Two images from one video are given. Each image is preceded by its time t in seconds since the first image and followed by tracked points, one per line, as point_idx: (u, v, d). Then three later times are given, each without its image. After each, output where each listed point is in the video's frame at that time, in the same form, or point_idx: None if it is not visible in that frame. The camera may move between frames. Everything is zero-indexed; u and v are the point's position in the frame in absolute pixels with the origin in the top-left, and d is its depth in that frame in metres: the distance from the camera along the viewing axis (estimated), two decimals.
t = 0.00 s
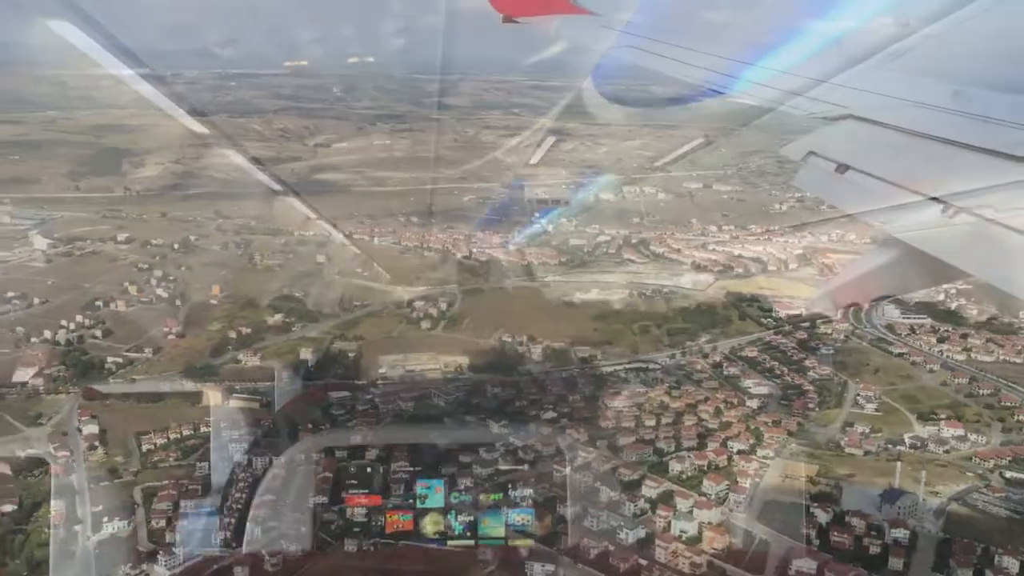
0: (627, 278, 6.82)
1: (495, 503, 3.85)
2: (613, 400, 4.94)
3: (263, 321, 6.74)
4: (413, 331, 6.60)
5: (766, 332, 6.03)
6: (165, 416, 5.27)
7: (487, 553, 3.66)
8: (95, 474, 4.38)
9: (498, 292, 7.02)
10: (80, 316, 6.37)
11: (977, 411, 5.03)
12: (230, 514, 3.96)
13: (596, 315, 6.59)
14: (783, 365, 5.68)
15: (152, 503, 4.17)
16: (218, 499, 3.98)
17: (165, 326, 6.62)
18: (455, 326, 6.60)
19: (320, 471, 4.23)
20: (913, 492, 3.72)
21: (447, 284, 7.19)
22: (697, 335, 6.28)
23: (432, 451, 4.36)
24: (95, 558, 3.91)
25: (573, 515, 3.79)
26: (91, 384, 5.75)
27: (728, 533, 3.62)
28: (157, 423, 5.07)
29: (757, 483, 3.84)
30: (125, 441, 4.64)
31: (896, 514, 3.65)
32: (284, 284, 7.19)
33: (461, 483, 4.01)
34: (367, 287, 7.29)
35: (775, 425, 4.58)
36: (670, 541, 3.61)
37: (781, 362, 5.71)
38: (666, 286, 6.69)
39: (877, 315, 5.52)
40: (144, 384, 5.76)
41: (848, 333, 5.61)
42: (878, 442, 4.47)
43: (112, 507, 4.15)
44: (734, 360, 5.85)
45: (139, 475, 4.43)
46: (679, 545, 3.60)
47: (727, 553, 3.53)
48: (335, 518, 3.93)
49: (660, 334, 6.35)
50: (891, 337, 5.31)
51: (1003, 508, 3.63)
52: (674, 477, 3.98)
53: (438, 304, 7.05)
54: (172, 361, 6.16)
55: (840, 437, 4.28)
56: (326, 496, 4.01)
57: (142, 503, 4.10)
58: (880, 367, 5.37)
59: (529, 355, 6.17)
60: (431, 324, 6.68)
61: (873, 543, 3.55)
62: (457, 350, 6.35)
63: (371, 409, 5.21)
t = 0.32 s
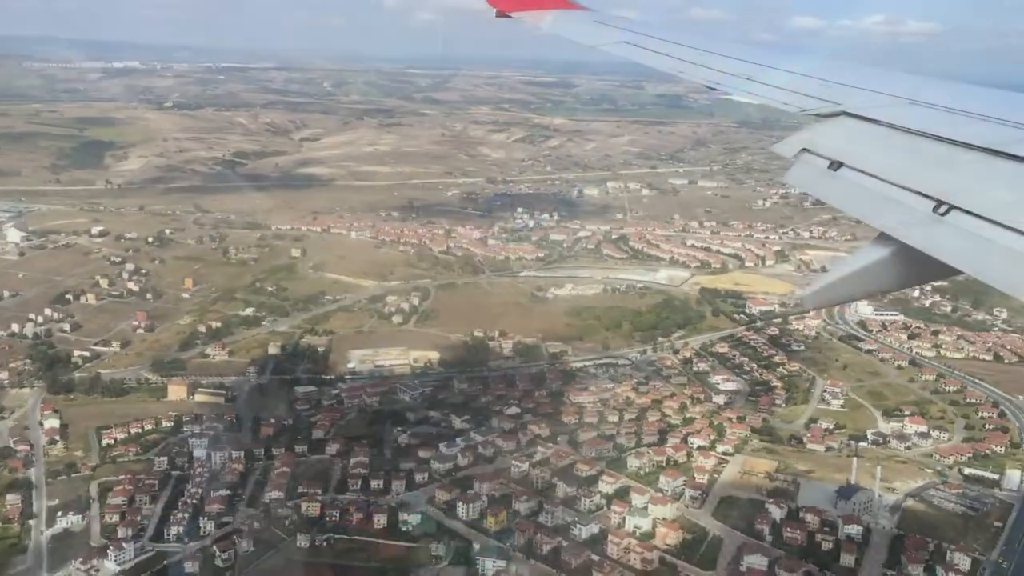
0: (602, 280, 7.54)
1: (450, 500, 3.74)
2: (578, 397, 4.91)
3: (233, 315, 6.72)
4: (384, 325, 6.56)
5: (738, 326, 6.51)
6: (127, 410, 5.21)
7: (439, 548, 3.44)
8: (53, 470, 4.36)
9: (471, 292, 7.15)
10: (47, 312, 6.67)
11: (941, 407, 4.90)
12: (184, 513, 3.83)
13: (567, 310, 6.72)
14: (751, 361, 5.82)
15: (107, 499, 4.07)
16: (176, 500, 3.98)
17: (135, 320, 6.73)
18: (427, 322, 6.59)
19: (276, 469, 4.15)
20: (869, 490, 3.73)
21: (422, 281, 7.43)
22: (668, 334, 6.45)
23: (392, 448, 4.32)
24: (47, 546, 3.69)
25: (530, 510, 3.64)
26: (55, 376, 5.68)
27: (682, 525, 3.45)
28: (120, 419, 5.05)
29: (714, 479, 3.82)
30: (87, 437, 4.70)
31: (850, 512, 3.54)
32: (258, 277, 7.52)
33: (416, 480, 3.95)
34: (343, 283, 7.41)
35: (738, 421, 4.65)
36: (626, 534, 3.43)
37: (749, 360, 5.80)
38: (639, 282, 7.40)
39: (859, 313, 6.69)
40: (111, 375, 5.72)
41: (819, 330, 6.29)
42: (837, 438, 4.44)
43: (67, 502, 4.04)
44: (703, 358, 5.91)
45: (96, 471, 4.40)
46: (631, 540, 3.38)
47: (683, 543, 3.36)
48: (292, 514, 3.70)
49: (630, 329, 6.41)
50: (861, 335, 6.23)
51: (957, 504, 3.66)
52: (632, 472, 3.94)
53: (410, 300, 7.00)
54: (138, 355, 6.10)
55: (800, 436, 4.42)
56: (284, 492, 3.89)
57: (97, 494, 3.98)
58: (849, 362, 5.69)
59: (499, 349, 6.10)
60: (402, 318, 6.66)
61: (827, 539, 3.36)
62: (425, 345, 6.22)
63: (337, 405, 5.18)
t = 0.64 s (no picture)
0: (581, 277, 7.53)
1: (413, 498, 3.71)
2: (549, 393, 4.89)
3: (209, 314, 6.69)
4: (360, 323, 6.51)
5: (714, 324, 6.50)
6: (96, 409, 5.16)
7: (400, 547, 3.42)
8: (15, 470, 4.30)
9: (450, 291, 7.11)
10: (20, 312, 6.63)
11: (913, 404, 4.89)
12: (145, 512, 3.78)
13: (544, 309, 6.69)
14: (727, 359, 5.80)
15: (69, 498, 3.98)
16: (138, 500, 3.94)
17: (109, 318, 6.68)
18: (403, 320, 6.56)
19: (239, 468, 4.13)
20: (832, 486, 3.72)
21: (400, 278, 7.39)
22: (645, 331, 6.43)
23: (359, 447, 4.29)
24: (6, 547, 3.60)
25: (493, 508, 3.62)
26: (24, 376, 5.64)
27: (645, 523, 3.42)
28: (88, 419, 4.99)
29: (678, 476, 3.80)
30: (54, 438, 4.66)
31: (813, 510, 3.52)
32: (237, 276, 7.50)
33: (381, 478, 3.92)
34: (320, 281, 7.36)
35: (708, 418, 4.63)
36: (586, 531, 3.40)
37: (724, 358, 5.79)
38: (618, 281, 7.39)
39: (836, 311, 6.74)
40: (82, 374, 5.67)
41: (796, 326, 6.34)
42: (807, 435, 4.42)
43: (29, 502, 3.98)
44: (678, 356, 5.89)
45: (61, 470, 4.34)
46: (591, 537, 3.35)
47: (643, 540, 3.33)
48: (251, 512, 3.68)
49: (607, 327, 6.40)
50: (837, 332, 6.21)
51: (921, 500, 3.66)
52: (599, 468, 3.90)
53: (387, 298, 6.95)
54: (111, 354, 6.05)
55: (770, 433, 4.38)
56: (244, 491, 3.87)
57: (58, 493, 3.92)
58: (823, 358, 5.68)
59: (476, 347, 6.06)
60: (378, 317, 6.60)
61: (788, 536, 3.34)
62: (400, 343, 6.17)
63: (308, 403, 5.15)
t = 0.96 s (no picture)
0: (559, 273, 7.51)
1: (374, 495, 3.69)
2: (519, 390, 4.87)
3: (184, 310, 6.65)
4: (336, 320, 6.47)
5: (691, 320, 6.48)
6: (64, 405, 5.11)
7: (357, 545, 3.39)
8: None
9: (429, 287, 7.09)
10: None
11: (884, 400, 4.88)
12: (104, 509, 3.75)
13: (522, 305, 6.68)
14: (702, 355, 5.77)
15: (29, 495, 3.93)
16: (98, 497, 3.91)
17: (83, 314, 6.64)
18: (380, 316, 6.53)
19: (202, 465, 4.10)
20: (794, 482, 3.70)
21: (378, 275, 7.36)
22: (621, 327, 6.40)
23: (324, 443, 4.27)
24: None
25: (454, 505, 3.59)
26: None
27: (604, 520, 3.41)
28: (55, 415, 4.95)
29: (640, 472, 3.78)
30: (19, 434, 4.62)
31: (773, 506, 3.50)
32: (214, 272, 7.46)
33: (343, 475, 3.90)
34: (298, 277, 7.32)
35: (678, 415, 4.61)
36: (545, 528, 3.38)
37: (698, 354, 5.78)
38: (596, 277, 7.38)
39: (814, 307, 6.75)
40: (53, 370, 5.63)
41: (772, 321, 6.34)
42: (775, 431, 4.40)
43: None
44: (653, 352, 5.88)
45: (24, 466, 4.30)
46: (549, 534, 3.33)
47: (600, 537, 3.31)
48: (210, 509, 3.65)
49: (582, 323, 6.38)
50: (813, 328, 6.20)
51: (883, 497, 3.64)
52: (562, 464, 3.88)
53: (364, 294, 6.92)
54: (83, 350, 6.01)
55: (739, 430, 4.37)
56: (205, 488, 3.84)
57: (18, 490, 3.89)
58: (798, 354, 5.66)
59: (451, 344, 6.03)
60: (355, 313, 6.57)
61: (746, 532, 3.33)
62: (376, 339, 6.13)
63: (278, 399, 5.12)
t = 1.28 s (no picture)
0: (541, 270, 7.50)
1: (339, 491, 3.67)
2: (493, 386, 4.86)
3: (164, 305, 6.63)
4: (316, 315, 6.45)
5: (671, 317, 6.47)
6: (38, 399, 5.09)
7: (319, 540, 3.36)
8: None
9: (410, 283, 7.07)
10: None
11: (858, 397, 4.87)
12: (69, 503, 3.73)
13: (502, 301, 6.66)
14: (680, 352, 5.75)
15: None
16: (64, 492, 3.87)
17: (63, 309, 6.61)
18: (359, 312, 6.52)
19: (169, 460, 4.08)
20: (761, 478, 3.68)
21: (359, 271, 7.34)
22: (601, 324, 6.39)
23: (293, 439, 4.25)
24: None
25: (418, 501, 3.57)
26: None
27: (567, 516, 3.39)
28: (28, 409, 4.93)
29: (607, 468, 3.77)
30: None
31: (739, 502, 3.48)
32: (196, 267, 7.45)
33: (310, 470, 3.88)
34: (279, 273, 7.31)
35: (650, 411, 4.60)
36: (508, 524, 3.36)
37: (676, 350, 5.77)
38: (578, 273, 7.37)
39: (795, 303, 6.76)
40: (28, 365, 5.61)
41: (752, 317, 6.33)
42: (747, 428, 4.39)
43: None
44: (632, 348, 5.87)
45: None
46: (511, 530, 3.32)
47: (563, 533, 3.29)
48: (173, 505, 3.64)
49: (562, 319, 6.37)
50: (792, 325, 6.19)
51: (849, 494, 3.62)
52: (529, 460, 3.87)
53: (344, 290, 6.90)
54: (61, 344, 5.99)
55: (710, 427, 4.35)
56: (170, 484, 3.83)
57: None
58: (774, 351, 5.65)
59: (429, 340, 6.02)
60: (335, 309, 6.55)
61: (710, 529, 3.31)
62: (355, 335, 6.11)
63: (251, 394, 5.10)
